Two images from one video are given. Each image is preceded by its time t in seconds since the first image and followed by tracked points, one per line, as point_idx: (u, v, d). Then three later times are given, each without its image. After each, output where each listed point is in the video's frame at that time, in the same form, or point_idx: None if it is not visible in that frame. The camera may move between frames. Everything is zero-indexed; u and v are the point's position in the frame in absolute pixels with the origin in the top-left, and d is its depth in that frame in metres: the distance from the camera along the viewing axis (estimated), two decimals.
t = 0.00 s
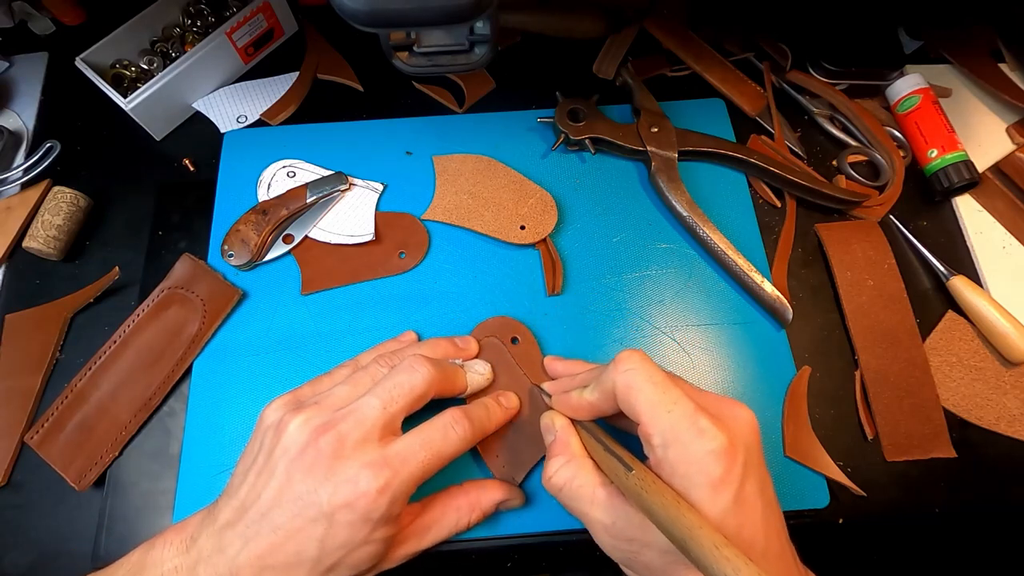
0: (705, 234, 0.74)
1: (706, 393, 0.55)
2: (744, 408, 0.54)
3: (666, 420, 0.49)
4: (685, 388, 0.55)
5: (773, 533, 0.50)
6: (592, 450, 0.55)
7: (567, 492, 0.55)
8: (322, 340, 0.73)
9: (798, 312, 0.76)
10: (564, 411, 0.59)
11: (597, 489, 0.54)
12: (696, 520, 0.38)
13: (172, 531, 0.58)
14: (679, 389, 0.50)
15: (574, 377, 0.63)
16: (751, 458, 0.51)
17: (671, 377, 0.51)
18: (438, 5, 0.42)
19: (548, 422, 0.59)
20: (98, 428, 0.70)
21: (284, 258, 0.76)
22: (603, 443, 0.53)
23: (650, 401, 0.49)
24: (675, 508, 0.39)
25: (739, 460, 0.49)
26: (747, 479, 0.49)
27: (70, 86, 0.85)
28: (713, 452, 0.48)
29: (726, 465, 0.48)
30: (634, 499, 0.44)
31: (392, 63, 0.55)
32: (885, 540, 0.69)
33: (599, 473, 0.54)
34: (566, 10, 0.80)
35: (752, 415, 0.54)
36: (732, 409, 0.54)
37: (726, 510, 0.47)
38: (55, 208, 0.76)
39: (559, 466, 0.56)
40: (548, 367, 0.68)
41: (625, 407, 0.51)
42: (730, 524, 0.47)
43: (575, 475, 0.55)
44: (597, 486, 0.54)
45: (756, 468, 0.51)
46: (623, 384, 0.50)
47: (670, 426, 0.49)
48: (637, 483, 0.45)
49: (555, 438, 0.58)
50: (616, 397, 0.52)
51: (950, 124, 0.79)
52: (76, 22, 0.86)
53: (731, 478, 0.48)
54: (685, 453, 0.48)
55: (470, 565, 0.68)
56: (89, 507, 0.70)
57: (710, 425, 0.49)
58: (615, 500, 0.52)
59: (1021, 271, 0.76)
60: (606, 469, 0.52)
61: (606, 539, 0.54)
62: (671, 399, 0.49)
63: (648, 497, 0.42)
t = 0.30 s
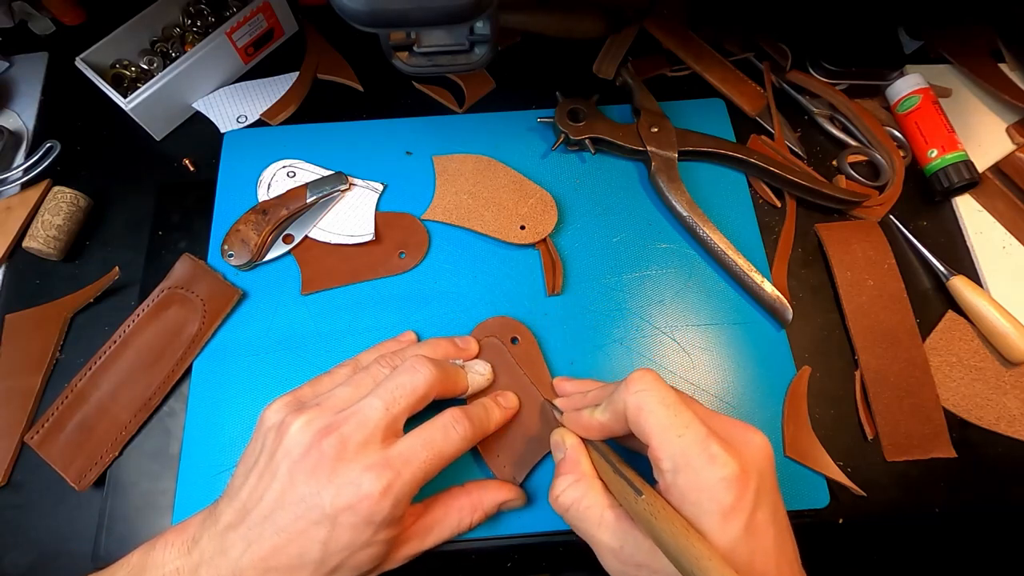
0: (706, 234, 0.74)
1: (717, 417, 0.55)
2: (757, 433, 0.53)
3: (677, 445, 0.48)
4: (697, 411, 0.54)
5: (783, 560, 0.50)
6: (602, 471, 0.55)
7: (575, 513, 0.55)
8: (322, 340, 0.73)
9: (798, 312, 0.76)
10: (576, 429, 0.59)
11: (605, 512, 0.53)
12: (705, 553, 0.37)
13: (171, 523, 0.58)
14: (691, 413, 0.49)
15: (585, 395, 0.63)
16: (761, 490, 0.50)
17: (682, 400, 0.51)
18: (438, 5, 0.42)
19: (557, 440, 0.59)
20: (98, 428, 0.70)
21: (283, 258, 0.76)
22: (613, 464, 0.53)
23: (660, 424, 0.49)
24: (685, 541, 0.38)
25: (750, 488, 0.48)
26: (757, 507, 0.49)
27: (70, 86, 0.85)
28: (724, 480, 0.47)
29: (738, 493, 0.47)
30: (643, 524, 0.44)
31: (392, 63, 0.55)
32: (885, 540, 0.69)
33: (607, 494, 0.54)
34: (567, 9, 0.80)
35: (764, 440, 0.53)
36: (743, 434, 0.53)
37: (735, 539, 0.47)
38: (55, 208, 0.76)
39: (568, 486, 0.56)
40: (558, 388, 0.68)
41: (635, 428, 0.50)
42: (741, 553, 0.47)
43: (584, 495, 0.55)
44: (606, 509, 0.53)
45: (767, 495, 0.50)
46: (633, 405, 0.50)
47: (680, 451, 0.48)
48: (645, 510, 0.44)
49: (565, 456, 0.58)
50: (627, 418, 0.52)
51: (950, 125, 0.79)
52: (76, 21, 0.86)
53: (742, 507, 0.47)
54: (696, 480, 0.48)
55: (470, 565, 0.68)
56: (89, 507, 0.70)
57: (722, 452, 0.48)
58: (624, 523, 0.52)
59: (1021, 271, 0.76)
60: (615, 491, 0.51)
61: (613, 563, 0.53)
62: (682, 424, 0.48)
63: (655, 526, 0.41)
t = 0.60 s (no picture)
0: (706, 234, 0.74)
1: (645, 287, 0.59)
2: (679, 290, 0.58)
3: (611, 309, 0.52)
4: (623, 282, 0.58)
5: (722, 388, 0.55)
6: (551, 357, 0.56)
7: (535, 403, 0.56)
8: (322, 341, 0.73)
9: (798, 312, 0.76)
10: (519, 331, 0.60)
11: (561, 391, 0.54)
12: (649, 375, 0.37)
13: (175, 440, 0.61)
14: (617, 281, 0.54)
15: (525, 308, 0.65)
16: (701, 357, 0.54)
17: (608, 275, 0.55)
18: (438, 5, 0.42)
19: (505, 345, 0.58)
20: (98, 428, 0.70)
21: (284, 258, 0.76)
22: (556, 346, 0.54)
23: (594, 297, 0.52)
24: (631, 371, 0.39)
25: (681, 329, 0.53)
26: (691, 345, 0.53)
27: (70, 86, 0.85)
28: (657, 325, 0.52)
29: (670, 334, 0.52)
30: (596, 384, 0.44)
31: (392, 63, 0.55)
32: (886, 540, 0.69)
33: (558, 376, 0.55)
34: (567, 10, 0.80)
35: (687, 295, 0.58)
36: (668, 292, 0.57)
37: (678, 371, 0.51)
38: (55, 208, 0.76)
39: (523, 379, 0.56)
40: (497, 314, 0.70)
41: (572, 311, 0.54)
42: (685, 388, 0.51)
43: (539, 383, 0.55)
44: (561, 389, 0.54)
45: (700, 336, 0.55)
46: (567, 290, 0.53)
47: (615, 314, 0.52)
48: (597, 371, 0.43)
49: (513, 357, 0.57)
50: (563, 305, 0.55)
51: (949, 124, 0.79)
52: (76, 21, 0.86)
53: (677, 345, 0.52)
54: (633, 333, 0.52)
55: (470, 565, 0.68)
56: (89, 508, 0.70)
57: (649, 304, 0.53)
58: (580, 396, 0.53)
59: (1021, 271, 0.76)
60: (564, 367, 0.53)
61: (577, 434, 0.55)
62: (611, 291, 0.53)
63: (607, 377, 0.41)
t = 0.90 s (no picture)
0: (705, 234, 0.74)
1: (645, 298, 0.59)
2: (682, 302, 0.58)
3: (612, 323, 0.52)
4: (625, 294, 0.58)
5: (723, 407, 0.55)
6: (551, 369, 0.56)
7: (534, 415, 0.56)
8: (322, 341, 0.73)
9: (798, 312, 0.76)
10: (522, 341, 0.60)
11: (560, 404, 0.54)
12: (648, 399, 0.37)
13: (183, 435, 0.61)
14: (619, 294, 0.53)
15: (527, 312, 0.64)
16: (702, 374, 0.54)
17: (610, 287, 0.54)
18: (438, 5, 0.42)
19: (507, 355, 0.59)
20: (98, 428, 0.70)
21: (284, 258, 0.76)
22: (557, 359, 0.54)
23: (595, 311, 0.52)
24: (628, 391, 0.39)
25: (682, 345, 0.53)
26: (691, 361, 0.54)
27: (70, 86, 0.85)
28: (658, 342, 0.52)
29: (671, 351, 0.52)
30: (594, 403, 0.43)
31: (392, 63, 0.55)
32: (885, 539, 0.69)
33: (559, 388, 0.55)
34: (567, 9, 0.80)
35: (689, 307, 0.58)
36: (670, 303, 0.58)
37: (678, 391, 0.52)
38: (55, 208, 0.76)
39: (523, 391, 0.56)
40: (501, 317, 0.70)
41: (573, 323, 0.53)
42: (685, 404, 0.52)
43: (539, 395, 0.55)
44: (560, 402, 0.54)
45: (701, 351, 0.55)
46: (567, 302, 0.52)
47: (616, 328, 0.52)
48: (595, 387, 0.43)
49: (515, 367, 0.58)
50: (563, 316, 0.54)
51: (949, 124, 0.79)
52: (76, 22, 0.86)
53: (678, 361, 0.52)
54: (634, 349, 0.52)
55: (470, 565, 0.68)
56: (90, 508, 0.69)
57: (651, 318, 0.52)
58: (579, 410, 0.53)
59: (1021, 271, 0.76)
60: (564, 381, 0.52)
61: (576, 447, 0.55)
62: (613, 304, 0.52)
63: (603, 395, 0.41)
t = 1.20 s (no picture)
0: (705, 234, 0.74)
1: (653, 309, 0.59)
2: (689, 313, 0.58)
3: (619, 335, 0.52)
4: (632, 304, 0.58)
5: (730, 421, 0.55)
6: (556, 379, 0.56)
7: (539, 424, 0.57)
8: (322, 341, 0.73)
9: (798, 312, 0.76)
10: (528, 349, 0.60)
11: (564, 414, 0.55)
12: (655, 416, 0.37)
13: (185, 437, 0.61)
14: (626, 305, 0.53)
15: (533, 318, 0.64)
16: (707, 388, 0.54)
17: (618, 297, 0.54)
18: (438, 5, 0.42)
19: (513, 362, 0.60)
20: (98, 428, 0.70)
21: (284, 258, 0.76)
22: (564, 368, 0.54)
23: (601, 322, 0.52)
24: (633, 405, 0.39)
25: (689, 359, 0.53)
26: (698, 375, 0.54)
27: (70, 86, 0.85)
28: (666, 355, 0.52)
29: (678, 365, 0.52)
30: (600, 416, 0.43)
31: (392, 62, 0.55)
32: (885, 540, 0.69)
33: (564, 399, 0.55)
34: (567, 10, 0.80)
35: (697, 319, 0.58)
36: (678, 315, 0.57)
37: (684, 406, 0.52)
38: (55, 208, 0.76)
39: (528, 400, 0.57)
40: (507, 322, 0.70)
41: (580, 333, 0.53)
42: (690, 417, 0.52)
43: (544, 405, 0.56)
44: (564, 411, 0.55)
45: (707, 365, 0.55)
46: (574, 312, 0.52)
47: (623, 340, 0.52)
48: (600, 401, 0.43)
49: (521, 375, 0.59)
50: (569, 326, 0.54)
51: (950, 124, 0.79)
52: (76, 22, 0.86)
53: (684, 376, 0.52)
54: (641, 361, 0.52)
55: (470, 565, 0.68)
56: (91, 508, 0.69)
57: (658, 331, 0.52)
58: (583, 421, 0.54)
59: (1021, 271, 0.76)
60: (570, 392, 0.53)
61: (579, 457, 0.56)
62: (620, 315, 0.52)
63: (610, 408, 0.41)
